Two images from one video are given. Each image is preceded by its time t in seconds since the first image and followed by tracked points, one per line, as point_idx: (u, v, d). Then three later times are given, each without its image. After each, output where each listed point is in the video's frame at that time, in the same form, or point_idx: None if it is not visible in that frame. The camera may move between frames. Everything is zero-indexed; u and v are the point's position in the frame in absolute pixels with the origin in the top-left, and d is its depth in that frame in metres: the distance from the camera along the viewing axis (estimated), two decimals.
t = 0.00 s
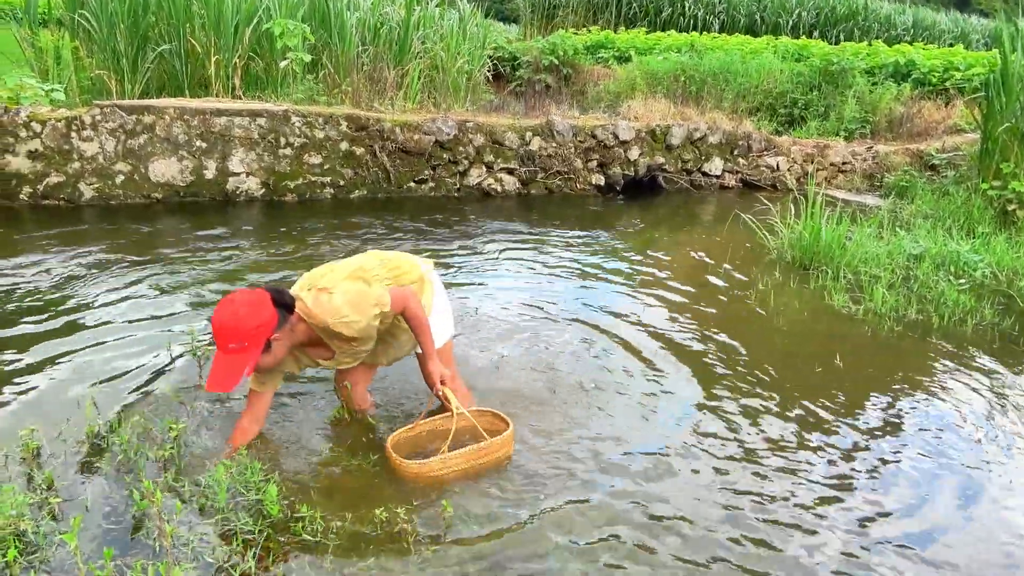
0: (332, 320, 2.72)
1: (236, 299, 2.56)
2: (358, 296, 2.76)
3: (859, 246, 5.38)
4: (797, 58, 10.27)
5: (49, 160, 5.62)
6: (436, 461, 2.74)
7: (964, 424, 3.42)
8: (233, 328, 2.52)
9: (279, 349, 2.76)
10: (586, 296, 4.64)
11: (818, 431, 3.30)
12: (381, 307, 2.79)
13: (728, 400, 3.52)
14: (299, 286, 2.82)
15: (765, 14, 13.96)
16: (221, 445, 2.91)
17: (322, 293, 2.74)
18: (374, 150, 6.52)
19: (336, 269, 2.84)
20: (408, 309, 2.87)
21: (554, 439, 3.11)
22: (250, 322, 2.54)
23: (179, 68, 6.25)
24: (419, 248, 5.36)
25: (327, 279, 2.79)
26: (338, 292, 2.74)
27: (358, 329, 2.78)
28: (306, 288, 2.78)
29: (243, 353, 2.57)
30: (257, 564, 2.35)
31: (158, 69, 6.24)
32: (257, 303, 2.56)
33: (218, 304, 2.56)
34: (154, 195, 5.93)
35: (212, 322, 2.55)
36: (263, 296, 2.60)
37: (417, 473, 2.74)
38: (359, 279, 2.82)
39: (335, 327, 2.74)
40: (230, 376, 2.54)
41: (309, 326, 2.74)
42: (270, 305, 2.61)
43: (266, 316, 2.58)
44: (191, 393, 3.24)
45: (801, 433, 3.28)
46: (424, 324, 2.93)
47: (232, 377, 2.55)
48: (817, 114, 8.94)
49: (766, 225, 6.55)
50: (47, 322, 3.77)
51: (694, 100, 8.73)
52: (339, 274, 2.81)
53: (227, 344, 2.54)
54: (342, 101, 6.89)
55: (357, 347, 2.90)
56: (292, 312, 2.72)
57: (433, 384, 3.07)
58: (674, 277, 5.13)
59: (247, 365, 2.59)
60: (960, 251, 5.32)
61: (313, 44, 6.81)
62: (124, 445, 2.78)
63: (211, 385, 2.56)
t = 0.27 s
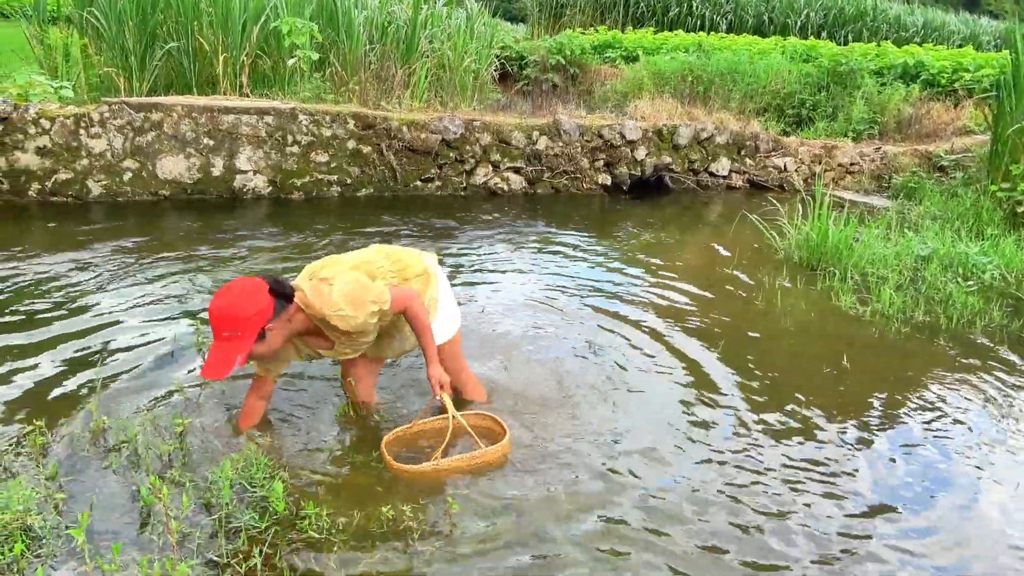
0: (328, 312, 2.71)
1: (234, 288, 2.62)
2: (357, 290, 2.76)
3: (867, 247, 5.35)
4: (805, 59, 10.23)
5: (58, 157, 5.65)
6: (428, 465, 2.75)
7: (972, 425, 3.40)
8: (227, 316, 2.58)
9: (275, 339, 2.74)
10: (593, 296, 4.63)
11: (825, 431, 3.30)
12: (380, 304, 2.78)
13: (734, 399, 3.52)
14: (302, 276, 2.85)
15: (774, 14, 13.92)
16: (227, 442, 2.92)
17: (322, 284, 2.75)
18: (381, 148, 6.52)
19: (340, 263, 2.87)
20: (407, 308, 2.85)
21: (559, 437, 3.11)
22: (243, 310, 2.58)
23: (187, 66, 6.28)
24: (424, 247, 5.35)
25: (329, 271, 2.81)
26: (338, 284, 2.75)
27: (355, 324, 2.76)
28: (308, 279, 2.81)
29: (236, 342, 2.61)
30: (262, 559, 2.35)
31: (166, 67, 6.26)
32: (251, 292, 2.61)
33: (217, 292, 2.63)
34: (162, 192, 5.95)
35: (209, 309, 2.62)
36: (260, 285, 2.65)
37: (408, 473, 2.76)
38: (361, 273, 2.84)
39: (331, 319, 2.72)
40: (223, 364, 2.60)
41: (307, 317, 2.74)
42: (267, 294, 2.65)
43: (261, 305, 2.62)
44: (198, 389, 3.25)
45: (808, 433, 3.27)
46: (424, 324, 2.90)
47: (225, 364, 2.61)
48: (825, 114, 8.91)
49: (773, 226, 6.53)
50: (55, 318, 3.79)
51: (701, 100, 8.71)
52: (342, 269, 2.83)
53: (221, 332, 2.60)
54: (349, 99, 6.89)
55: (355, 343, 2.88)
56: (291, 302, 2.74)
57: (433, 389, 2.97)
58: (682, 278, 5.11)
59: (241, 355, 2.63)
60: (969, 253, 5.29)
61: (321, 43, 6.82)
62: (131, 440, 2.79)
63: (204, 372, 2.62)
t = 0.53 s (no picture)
0: (324, 278, 2.72)
1: (239, 229, 2.58)
2: (358, 266, 2.78)
3: (872, 247, 5.34)
4: (810, 58, 10.21)
5: (64, 155, 5.67)
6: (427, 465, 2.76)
7: (977, 426, 3.39)
8: (222, 254, 2.50)
9: (263, 290, 2.64)
10: (597, 296, 4.63)
11: (829, 431, 3.29)
12: (376, 287, 2.79)
13: (739, 399, 3.52)
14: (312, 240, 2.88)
15: (779, 14, 13.90)
16: (232, 440, 2.93)
17: (326, 252, 2.78)
18: (386, 147, 6.52)
19: (349, 239, 2.91)
20: (401, 301, 2.86)
21: (563, 437, 3.11)
22: (240, 252, 2.51)
23: (193, 65, 6.29)
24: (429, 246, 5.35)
25: (337, 243, 2.84)
26: (341, 255, 2.77)
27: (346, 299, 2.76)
28: (315, 243, 2.83)
29: (224, 282, 2.52)
30: (267, 557, 2.36)
31: (171, 66, 6.27)
32: (253, 237, 2.55)
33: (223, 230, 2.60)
34: (167, 190, 5.97)
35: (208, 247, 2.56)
36: (264, 234, 2.60)
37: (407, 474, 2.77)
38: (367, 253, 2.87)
39: (325, 285, 2.73)
40: (205, 301, 2.49)
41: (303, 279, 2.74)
42: (269, 243, 2.59)
43: (261, 252, 2.55)
44: (204, 387, 3.26)
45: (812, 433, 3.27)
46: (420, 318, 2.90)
47: (206, 302, 2.50)
48: (830, 114, 8.89)
49: (778, 226, 6.51)
50: (62, 316, 3.80)
51: (707, 100, 8.70)
52: (350, 245, 2.87)
53: (213, 269, 2.52)
54: (354, 98, 6.89)
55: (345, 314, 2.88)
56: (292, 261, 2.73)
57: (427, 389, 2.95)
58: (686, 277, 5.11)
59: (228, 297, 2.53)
60: (975, 254, 5.27)
61: (326, 42, 6.82)
62: (136, 438, 2.80)
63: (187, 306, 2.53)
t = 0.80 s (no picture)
0: (329, 248, 2.71)
1: (258, 186, 2.61)
2: (365, 244, 2.77)
3: (877, 247, 5.33)
4: (815, 58, 10.19)
5: (70, 156, 5.69)
6: (429, 465, 2.76)
7: (983, 426, 3.39)
8: (234, 208, 2.53)
9: (268, 250, 2.65)
10: (602, 296, 4.63)
11: (835, 431, 3.29)
12: (380, 269, 2.77)
13: (744, 399, 3.51)
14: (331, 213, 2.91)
15: (784, 13, 13.87)
16: (238, 439, 2.94)
17: (339, 226, 2.79)
18: (390, 147, 6.53)
19: (366, 220, 2.92)
20: (400, 292, 2.83)
21: (569, 438, 3.11)
22: (251, 209, 2.53)
23: (198, 65, 6.31)
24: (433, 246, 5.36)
25: (353, 221, 2.86)
26: (351, 232, 2.77)
27: (347, 275, 2.74)
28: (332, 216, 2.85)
29: (230, 233, 2.54)
30: (274, 557, 2.36)
31: (176, 67, 6.29)
32: (269, 196, 2.56)
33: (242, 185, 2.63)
34: (173, 190, 5.99)
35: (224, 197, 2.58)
36: (280, 195, 2.62)
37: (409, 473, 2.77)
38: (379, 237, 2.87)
39: (327, 256, 2.73)
40: (209, 250, 2.52)
41: (308, 248, 2.75)
42: (283, 204, 2.60)
43: (273, 212, 2.57)
44: (210, 386, 3.28)
45: (817, 433, 3.27)
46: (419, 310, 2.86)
47: (207, 250, 2.53)
48: (835, 114, 8.87)
49: (784, 226, 6.50)
50: (68, 316, 3.82)
51: (711, 100, 8.68)
52: (365, 224, 2.88)
53: (224, 219, 2.55)
54: (359, 99, 6.90)
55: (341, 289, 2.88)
56: (302, 228, 2.74)
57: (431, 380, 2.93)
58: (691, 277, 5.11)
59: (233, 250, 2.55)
60: (981, 254, 5.25)
61: (331, 42, 6.83)
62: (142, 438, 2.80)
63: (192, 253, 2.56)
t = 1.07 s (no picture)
0: (335, 229, 2.73)
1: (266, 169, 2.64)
2: (372, 229, 2.79)
3: (884, 247, 5.30)
4: (821, 57, 10.16)
5: (77, 157, 5.71)
6: (429, 467, 2.76)
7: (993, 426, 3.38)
8: (241, 189, 2.55)
9: (274, 233, 2.65)
10: (608, 295, 4.62)
11: (843, 431, 3.27)
12: (385, 253, 2.76)
13: (752, 399, 3.50)
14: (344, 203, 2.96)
15: (789, 12, 13.84)
16: (244, 440, 2.94)
17: (348, 212, 2.82)
18: (396, 148, 6.53)
19: (378, 212, 2.96)
20: (403, 281, 2.83)
21: (575, 438, 3.10)
22: (257, 190, 2.55)
23: (203, 66, 6.32)
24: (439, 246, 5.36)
25: (364, 210, 2.90)
26: (360, 218, 2.80)
27: (350, 257, 2.74)
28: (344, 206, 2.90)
29: (236, 215, 2.56)
30: (281, 557, 2.36)
31: (182, 68, 6.31)
32: (275, 178, 2.59)
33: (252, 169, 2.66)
34: (179, 191, 6.00)
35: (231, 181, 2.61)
36: (286, 177, 2.64)
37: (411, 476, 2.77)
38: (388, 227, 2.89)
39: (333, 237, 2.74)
40: (215, 232, 2.54)
41: (314, 230, 2.77)
42: (289, 186, 2.63)
43: (278, 195, 2.58)
44: (216, 387, 3.28)
45: (825, 433, 3.26)
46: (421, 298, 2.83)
47: (213, 233, 2.54)
48: (841, 112, 8.84)
49: (790, 225, 6.48)
50: (75, 317, 3.83)
51: (717, 99, 8.66)
52: (375, 214, 2.91)
53: (230, 202, 2.57)
54: (364, 99, 6.90)
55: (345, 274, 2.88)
56: (310, 212, 2.78)
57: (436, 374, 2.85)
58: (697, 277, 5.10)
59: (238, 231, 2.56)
60: (989, 253, 5.23)
61: (335, 43, 6.83)
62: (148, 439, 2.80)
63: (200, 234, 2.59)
